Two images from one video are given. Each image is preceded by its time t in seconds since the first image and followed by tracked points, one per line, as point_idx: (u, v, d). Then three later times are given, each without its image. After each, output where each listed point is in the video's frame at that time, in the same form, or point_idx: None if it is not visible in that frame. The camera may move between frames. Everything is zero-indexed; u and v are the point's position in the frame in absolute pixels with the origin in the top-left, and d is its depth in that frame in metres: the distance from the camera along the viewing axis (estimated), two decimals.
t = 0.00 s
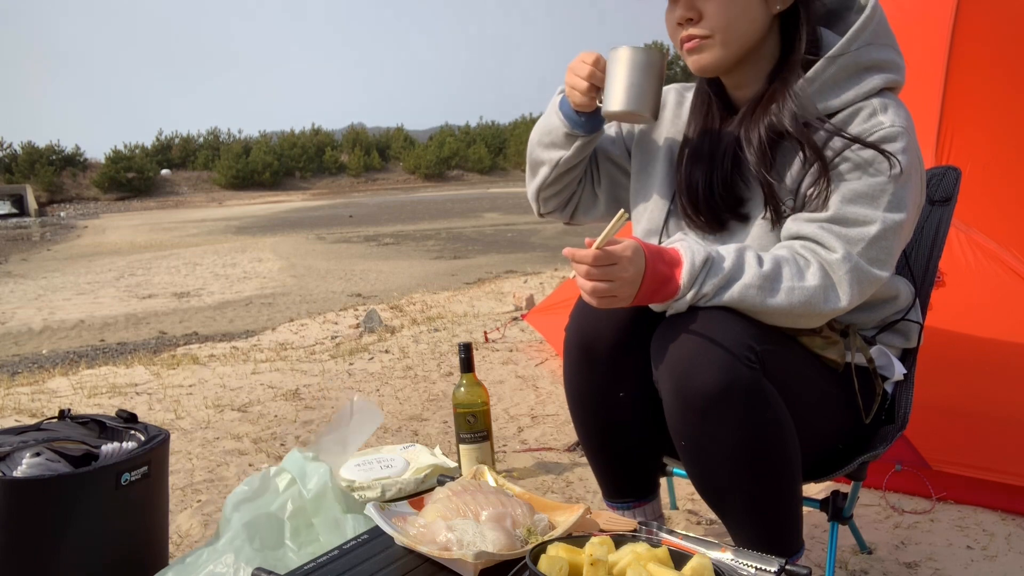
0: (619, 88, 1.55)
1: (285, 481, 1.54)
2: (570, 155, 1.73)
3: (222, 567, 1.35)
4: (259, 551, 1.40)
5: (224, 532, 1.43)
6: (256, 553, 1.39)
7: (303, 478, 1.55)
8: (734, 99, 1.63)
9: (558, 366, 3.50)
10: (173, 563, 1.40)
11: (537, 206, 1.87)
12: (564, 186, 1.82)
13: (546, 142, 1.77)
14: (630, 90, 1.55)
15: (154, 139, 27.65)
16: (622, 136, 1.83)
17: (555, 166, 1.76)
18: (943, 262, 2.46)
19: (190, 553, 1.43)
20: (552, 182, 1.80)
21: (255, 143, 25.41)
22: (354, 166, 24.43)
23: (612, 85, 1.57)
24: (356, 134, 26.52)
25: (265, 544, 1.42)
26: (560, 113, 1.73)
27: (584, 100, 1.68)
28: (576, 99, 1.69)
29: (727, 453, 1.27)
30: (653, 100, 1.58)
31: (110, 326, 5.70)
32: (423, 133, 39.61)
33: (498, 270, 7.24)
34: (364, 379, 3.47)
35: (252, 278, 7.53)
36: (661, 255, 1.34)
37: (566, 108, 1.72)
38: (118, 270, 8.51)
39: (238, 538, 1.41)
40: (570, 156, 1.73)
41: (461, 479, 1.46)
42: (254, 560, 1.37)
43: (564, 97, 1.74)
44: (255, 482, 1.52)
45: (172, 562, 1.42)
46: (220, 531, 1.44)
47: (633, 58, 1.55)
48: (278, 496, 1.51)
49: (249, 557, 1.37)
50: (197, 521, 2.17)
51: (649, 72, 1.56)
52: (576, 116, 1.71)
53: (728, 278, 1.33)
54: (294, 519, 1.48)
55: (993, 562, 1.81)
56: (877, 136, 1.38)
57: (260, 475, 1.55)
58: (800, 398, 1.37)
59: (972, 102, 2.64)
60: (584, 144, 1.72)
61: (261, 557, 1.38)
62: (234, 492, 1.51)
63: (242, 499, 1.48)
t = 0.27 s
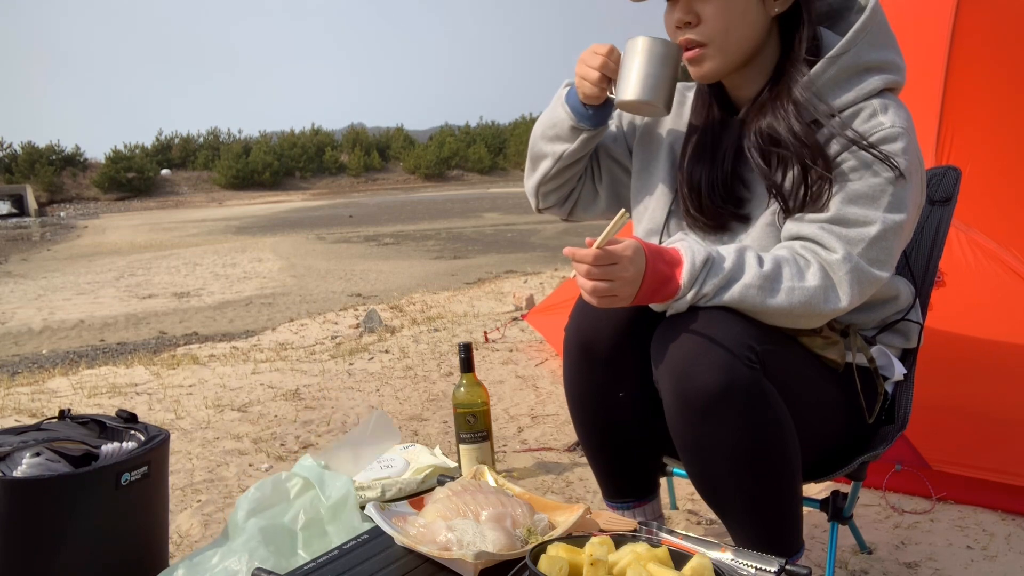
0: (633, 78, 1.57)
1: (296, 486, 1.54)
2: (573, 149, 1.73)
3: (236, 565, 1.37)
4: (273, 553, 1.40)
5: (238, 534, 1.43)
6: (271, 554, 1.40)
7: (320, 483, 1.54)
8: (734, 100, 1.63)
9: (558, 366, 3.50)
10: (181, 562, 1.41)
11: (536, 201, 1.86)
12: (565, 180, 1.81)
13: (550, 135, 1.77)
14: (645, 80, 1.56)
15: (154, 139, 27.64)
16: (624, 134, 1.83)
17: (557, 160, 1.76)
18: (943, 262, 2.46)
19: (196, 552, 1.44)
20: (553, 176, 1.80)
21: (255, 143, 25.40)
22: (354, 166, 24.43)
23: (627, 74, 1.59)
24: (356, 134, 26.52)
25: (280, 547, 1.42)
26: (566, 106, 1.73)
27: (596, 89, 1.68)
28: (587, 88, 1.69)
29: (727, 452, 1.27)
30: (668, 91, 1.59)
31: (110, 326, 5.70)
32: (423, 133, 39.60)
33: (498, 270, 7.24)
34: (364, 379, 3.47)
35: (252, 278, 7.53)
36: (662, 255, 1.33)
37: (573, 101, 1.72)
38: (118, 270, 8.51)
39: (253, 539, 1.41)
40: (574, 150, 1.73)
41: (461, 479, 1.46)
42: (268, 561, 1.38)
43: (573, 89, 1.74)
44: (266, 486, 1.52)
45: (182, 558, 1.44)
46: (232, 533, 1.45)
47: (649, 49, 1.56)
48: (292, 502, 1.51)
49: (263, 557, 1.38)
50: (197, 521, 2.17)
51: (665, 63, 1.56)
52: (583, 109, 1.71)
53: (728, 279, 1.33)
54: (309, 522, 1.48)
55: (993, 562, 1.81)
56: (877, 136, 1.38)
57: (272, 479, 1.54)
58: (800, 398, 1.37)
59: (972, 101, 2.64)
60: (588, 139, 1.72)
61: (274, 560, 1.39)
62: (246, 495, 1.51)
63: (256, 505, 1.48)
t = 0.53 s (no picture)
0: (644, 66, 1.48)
1: (301, 489, 1.54)
2: (575, 142, 1.73)
3: (242, 564, 1.37)
4: (280, 555, 1.40)
5: (244, 540, 1.44)
6: (278, 555, 1.40)
7: (326, 483, 1.54)
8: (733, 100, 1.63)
9: (558, 366, 3.50)
10: (188, 561, 1.44)
11: (533, 195, 1.86)
12: (564, 175, 1.81)
13: (552, 128, 1.77)
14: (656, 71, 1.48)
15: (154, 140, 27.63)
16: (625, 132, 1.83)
17: (558, 153, 1.76)
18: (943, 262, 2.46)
19: (200, 553, 1.46)
20: (553, 170, 1.79)
21: (255, 143, 25.40)
22: (354, 166, 24.42)
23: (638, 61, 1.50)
24: (356, 134, 26.52)
25: (288, 549, 1.42)
26: (570, 99, 1.73)
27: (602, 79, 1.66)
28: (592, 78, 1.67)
29: (727, 452, 1.27)
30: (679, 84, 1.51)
31: (110, 326, 5.70)
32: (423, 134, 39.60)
33: (498, 270, 7.24)
34: (364, 379, 3.47)
35: (252, 279, 7.53)
36: (661, 255, 1.33)
37: (577, 94, 1.72)
38: (118, 270, 8.51)
39: (261, 541, 1.41)
40: (576, 143, 1.73)
41: (461, 479, 1.46)
42: (274, 561, 1.38)
43: (579, 82, 1.74)
44: (269, 490, 1.52)
45: (187, 557, 1.46)
46: (237, 538, 1.46)
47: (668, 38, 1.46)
48: (299, 505, 1.52)
49: (270, 557, 1.38)
50: (197, 521, 2.17)
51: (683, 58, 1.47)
52: (588, 101, 1.70)
53: (728, 278, 1.33)
54: (315, 522, 1.48)
55: (993, 562, 1.81)
56: (877, 137, 1.38)
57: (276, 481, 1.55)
58: (800, 398, 1.37)
59: (972, 102, 2.64)
60: (591, 132, 1.72)
61: (281, 560, 1.39)
62: (250, 498, 1.51)
63: (262, 509, 1.49)
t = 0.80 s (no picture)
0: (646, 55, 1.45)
1: (302, 489, 1.54)
2: (575, 139, 1.73)
3: (243, 564, 1.37)
4: (282, 554, 1.40)
5: (245, 540, 1.44)
6: (279, 555, 1.40)
7: (327, 483, 1.54)
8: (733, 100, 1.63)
9: (558, 366, 3.50)
10: (189, 561, 1.44)
11: (532, 192, 1.86)
12: (563, 172, 1.81)
13: (552, 124, 1.77)
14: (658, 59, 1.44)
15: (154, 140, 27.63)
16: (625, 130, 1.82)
17: (557, 150, 1.75)
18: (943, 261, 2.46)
19: (201, 553, 1.46)
20: (552, 167, 1.79)
21: (255, 143, 25.40)
22: (354, 166, 24.42)
23: (640, 54, 1.48)
24: (356, 134, 26.52)
25: (289, 549, 1.42)
26: (571, 96, 1.73)
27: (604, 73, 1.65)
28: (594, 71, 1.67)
29: (727, 453, 1.27)
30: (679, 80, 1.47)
31: (110, 326, 5.69)
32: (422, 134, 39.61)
33: (498, 270, 7.24)
34: (364, 379, 3.47)
35: (252, 278, 7.53)
36: (661, 255, 1.33)
37: (579, 91, 1.72)
38: (118, 270, 8.50)
39: (262, 541, 1.41)
40: (576, 140, 1.73)
41: (461, 479, 1.46)
42: (275, 561, 1.38)
43: (580, 79, 1.74)
44: (269, 490, 1.52)
45: (188, 557, 1.46)
46: (238, 539, 1.46)
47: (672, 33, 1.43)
48: (300, 506, 1.52)
49: (271, 557, 1.38)
50: (197, 521, 2.17)
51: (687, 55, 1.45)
52: (589, 98, 1.70)
53: (728, 279, 1.33)
54: (316, 522, 1.48)
55: (993, 562, 1.81)
56: (877, 137, 1.38)
57: (277, 482, 1.55)
58: (799, 398, 1.37)
59: (972, 102, 2.64)
60: (591, 130, 1.72)
61: (282, 560, 1.39)
62: (252, 499, 1.51)
63: (263, 509, 1.49)
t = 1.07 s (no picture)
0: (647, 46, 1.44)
1: (302, 489, 1.54)
2: (575, 135, 1.73)
3: (245, 563, 1.37)
4: (283, 554, 1.40)
5: (246, 539, 1.44)
6: (280, 554, 1.40)
7: (328, 483, 1.54)
8: (734, 100, 1.63)
9: (558, 366, 3.50)
10: (190, 560, 1.44)
11: (531, 190, 1.85)
12: (562, 169, 1.81)
13: (552, 121, 1.77)
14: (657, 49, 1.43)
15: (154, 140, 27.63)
16: (625, 129, 1.83)
17: (557, 146, 1.75)
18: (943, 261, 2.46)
19: (201, 553, 1.46)
20: (552, 164, 1.79)
21: (255, 143, 25.40)
22: (354, 166, 24.44)
23: (641, 48, 1.46)
24: (356, 134, 26.52)
25: (289, 549, 1.42)
26: (572, 92, 1.73)
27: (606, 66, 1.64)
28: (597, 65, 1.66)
29: (727, 453, 1.27)
30: (678, 76, 1.45)
31: (110, 326, 5.70)
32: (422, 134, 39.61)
33: (498, 270, 7.24)
34: (364, 379, 3.47)
35: (252, 278, 7.53)
36: (661, 255, 1.33)
37: (579, 86, 1.72)
38: (118, 270, 8.50)
39: (263, 540, 1.42)
40: (575, 137, 1.73)
41: (461, 479, 1.46)
42: (276, 560, 1.38)
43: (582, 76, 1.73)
44: (270, 490, 1.52)
45: (188, 557, 1.46)
46: (239, 538, 1.46)
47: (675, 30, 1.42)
48: (300, 506, 1.52)
49: (272, 556, 1.38)
50: (197, 521, 2.17)
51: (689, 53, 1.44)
52: (590, 94, 1.70)
53: (728, 279, 1.33)
54: (317, 522, 1.48)
55: (993, 562, 1.81)
56: (878, 138, 1.38)
57: (277, 481, 1.54)
58: (799, 398, 1.37)
59: (972, 102, 2.64)
60: (591, 126, 1.72)
61: (283, 559, 1.39)
62: (252, 498, 1.51)
63: (263, 508, 1.49)
